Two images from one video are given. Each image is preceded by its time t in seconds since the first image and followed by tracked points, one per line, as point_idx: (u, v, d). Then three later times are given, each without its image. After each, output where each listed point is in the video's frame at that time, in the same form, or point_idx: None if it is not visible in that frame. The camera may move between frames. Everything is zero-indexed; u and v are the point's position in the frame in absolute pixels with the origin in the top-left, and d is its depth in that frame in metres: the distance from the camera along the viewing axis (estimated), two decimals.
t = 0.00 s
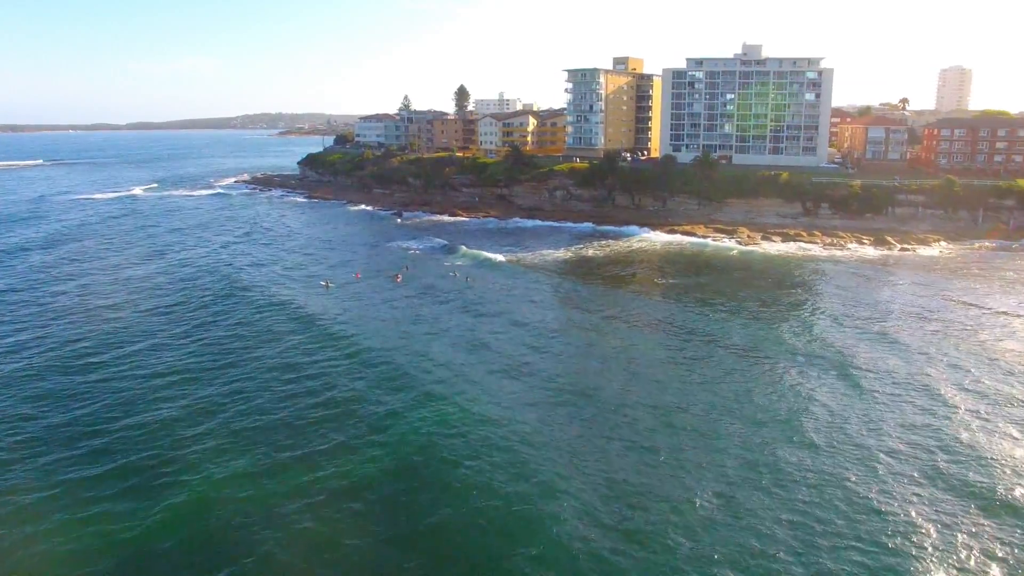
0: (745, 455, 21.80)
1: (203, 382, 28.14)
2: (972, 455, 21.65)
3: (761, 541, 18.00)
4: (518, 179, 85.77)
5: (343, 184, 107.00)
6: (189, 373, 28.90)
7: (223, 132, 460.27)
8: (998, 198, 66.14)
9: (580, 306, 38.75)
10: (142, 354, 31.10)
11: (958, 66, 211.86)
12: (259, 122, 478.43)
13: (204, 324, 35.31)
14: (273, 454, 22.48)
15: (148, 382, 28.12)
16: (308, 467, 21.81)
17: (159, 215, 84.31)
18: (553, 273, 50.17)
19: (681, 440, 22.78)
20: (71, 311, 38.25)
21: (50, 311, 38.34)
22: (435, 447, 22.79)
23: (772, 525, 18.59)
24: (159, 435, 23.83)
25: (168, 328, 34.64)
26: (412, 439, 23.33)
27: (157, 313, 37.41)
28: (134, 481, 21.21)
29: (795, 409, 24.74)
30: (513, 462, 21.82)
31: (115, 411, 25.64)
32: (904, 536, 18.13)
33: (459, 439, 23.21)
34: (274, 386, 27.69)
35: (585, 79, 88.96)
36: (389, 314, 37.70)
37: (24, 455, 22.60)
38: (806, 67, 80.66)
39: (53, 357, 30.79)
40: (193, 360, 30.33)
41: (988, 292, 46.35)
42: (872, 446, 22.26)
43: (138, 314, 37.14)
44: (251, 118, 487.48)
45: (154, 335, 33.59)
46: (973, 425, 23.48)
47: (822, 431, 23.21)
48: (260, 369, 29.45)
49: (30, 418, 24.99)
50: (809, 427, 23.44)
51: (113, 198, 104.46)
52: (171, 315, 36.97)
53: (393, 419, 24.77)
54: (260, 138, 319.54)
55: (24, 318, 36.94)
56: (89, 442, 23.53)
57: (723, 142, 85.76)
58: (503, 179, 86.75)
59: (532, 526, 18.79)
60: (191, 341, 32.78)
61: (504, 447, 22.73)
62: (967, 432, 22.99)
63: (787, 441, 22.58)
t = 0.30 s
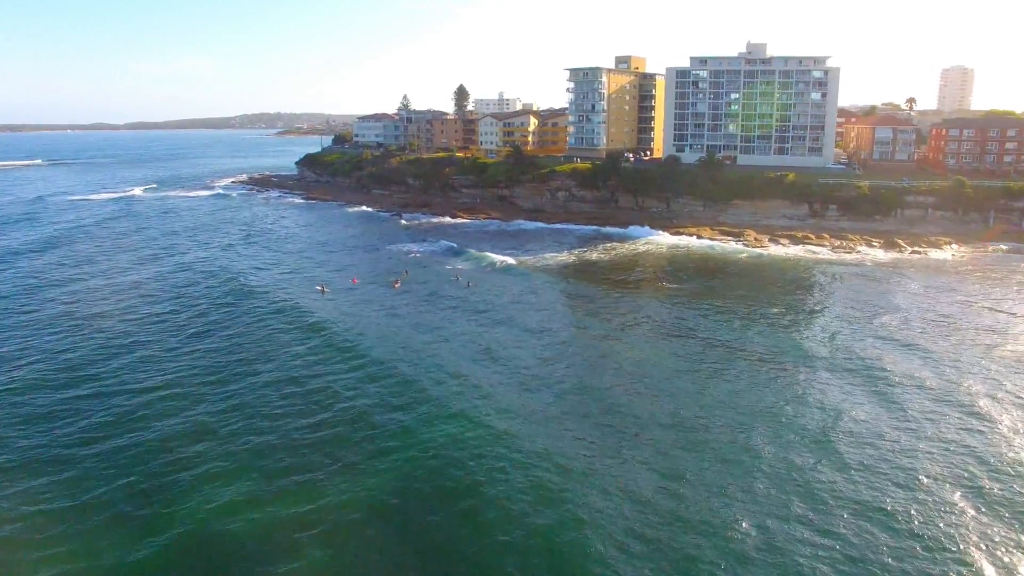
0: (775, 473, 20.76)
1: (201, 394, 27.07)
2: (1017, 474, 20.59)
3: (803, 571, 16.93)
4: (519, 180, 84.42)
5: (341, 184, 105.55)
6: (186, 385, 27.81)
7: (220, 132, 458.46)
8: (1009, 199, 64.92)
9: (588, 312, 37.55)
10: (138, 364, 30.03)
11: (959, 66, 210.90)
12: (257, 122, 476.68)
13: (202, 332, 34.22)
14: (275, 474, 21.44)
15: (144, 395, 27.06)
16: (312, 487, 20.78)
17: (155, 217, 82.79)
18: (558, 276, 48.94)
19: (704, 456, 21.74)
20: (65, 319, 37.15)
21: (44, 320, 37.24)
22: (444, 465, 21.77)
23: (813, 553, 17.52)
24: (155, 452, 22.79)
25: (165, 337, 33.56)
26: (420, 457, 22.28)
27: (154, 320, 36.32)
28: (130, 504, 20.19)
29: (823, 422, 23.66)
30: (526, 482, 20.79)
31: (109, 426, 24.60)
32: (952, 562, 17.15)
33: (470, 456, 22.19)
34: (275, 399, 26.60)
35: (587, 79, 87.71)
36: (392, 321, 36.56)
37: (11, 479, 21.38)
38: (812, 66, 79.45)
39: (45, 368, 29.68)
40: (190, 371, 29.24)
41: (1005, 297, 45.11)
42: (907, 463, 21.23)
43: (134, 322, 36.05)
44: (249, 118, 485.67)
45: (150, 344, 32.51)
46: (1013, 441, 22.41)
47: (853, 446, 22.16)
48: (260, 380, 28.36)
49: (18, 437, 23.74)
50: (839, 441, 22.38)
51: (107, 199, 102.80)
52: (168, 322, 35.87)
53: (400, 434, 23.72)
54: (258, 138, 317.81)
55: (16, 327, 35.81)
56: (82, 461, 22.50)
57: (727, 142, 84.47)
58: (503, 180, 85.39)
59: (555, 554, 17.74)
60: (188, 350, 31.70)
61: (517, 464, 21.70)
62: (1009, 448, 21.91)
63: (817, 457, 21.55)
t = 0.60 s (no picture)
0: (814, 499, 19.50)
1: (196, 410, 25.76)
2: None
3: None
4: (520, 181, 83.04)
5: (340, 185, 104.07)
6: (180, 400, 26.49)
7: (219, 131, 456.90)
8: (1021, 201, 63.65)
9: (597, 319, 36.17)
10: (130, 376, 28.68)
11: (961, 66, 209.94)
12: (255, 122, 475.00)
13: (197, 339, 32.82)
14: (276, 500, 20.22)
15: (137, 411, 25.72)
16: (315, 516, 19.47)
17: (149, 218, 81.24)
18: (564, 280, 47.56)
19: (735, 479, 20.45)
20: (54, 322, 35.72)
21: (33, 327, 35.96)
22: (454, 492, 20.48)
23: None
24: (149, 478, 21.51)
25: (159, 344, 32.18)
26: (428, 482, 21.00)
27: (147, 325, 34.91)
28: (122, 536, 18.90)
29: (860, 441, 22.39)
30: (544, 510, 19.48)
31: (99, 446, 23.30)
32: None
33: (482, 478, 21.05)
34: (274, 415, 25.28)
35: (589, 77, 86.42)
36: (395, 328, 35.17)
37: None
38: (819, 64, 78.19)
39: (33, 380, 28.42)
40: (185, 384, 27.89)
41: None
42: (951, 484, 20.13)
43: (127, 327, 34.63)
44: (247, 118, 484.03)
45: (142, 353, 31.16)
46: None
47: (894, 468, 20.91)
48: (259, 394, 27.03)
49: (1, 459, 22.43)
50: (879, 463, 21.13)
51: (102, 200, 101.18)
52: (162, 328, 34.47)
53: (406, 455, 22.50)
54: (256, 138, 316.42)
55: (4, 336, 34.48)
56: (70, 484, 21.18)
57: (732, 142, 83.13)
58: (505, 181, 84.00)
59: None
60: (183, 360, 30.33)
61: (533, 490, 20.40)
62: None
63: (858, 481, 20.31)
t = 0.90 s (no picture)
0: (853, 528, 18.27)
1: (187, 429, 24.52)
2: None
3: None
4: (522, 182, 81.74)
5: (339, 186, 102.72)
6: (172, 417, 25.28)
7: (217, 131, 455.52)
8: None
9: (607, 327, 34.84)
10: (119, 390, 27.41)
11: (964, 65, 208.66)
12: (253, 122, 473.49)
13: (191, 350, 31.55)
14: (273, 530, 19.04)
15: (125, 430, 24.44)
16: (312, 552, 18.21)
17: (144, 220, 79.90)
18: (569, 284, 46.22)
19: (767, 506, 19.16)
20: (42, 330, 34.44)
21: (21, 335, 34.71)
22: (461, 523, 19.18)
23: None
24: (135, 508, 20.20)
25: (148, 356, 30.84)
26: (435, 510, 19.76)
27: (138, 334, 33.62)
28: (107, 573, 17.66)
29: (898, 463, 21.10)
30: (558, 546, 18.17)
31: (85, 471, 22.05)
32: None
33: (492, 505, 19.87)
34: (270, 435, 23.98)
35: (592, 77, 85.16)
36: (395, 335, 33.84)
37: None
38: (825, 63, 76.94)
39: (18, 394, 27.17)
40: (176, 399, 26.61)
41: None
42: (996, 510, 18.96)
43: (116, 336, 33.34)
44: (246, 118, 482.68)
45: (133, 365, 29.88)
46: None
47: (937, 493, 19.69)
48: (254, 411, 25.75)
49: None
50: (922, 488, 19.85)
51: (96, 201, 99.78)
52: (154, 337, 33.19)
53: (412, 477, 21.33)
54: (256, 138, 315.26)
55: None
56: (54, 513, 19.95)
57: (737, 143, 81.79)
58: (506, 182, 82.69)
59: None
60: (175, 373, 29.05)
61: (544, 521, 19.12)
62: None
63: (899, 507, 19.07)
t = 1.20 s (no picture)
0: (898, 558, 17.04)
1: (178, 444, 23.27)
2: None
3: None
4: (523, 178, 80.34)
5: (337, 183, 101.25)
6: (164, 431, 24.03)
7: (215, 127, 453.41)
8: None
9: (616, 330, 33.53)
10: (108, 402, 26.14)
11: (967, 61, 207.33)
12: (252, 119, 472.21)
13: (183, 357, 30.26)
14: (271, 561, 17.82)
15: (113, 445, 23.21)
16: None
17: (138, 217, 78.47)
18: (574, 284, 44.85)
19: (803, 531, 18.03)
20: (29, 335, 33.18)
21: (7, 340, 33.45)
22: (473, 551, 17.97)
23: None
24: (122, 533, 18.99)
25: (139, 364, 29.59)
26: (443, 536, 18.56)
27: (129, 340, 32.34)
28: None
29: (940, 481, 20.00)
30: None
31: (69, 491, 20.82)
32: None
33: (504, 531, 18.70)
34: (266, 451, 22.75)
35: (594, 72, 83.80)
36: (396, 340, 32.52)
37: None
38: (833, 58, 75.55)
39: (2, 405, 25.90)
40: (166, 411, 25.36)
41: None
42: None
43: (106, 342, 32.07)
44: (245, 115, 481.22)
45: (123, 373, 28.63)
46: None
47: (985, 517, 18.43)
48: (249, 424, 24.50)
49: None
50: (968, 510, 18.69)
51: (90, 199, 98.28)
52: (145, 343, 31.91)
53: (418, 498, 20.14)
54: (253, 134, 313.20)
55: None
56: (37, 539, 18.74)
57: (742, 139, 80.32)
58: (507, 179, 81.28)
59: None
60: (167, 382, 27.77)
61: (560, 551, 17.90)
62: None
63: (947, 534, 17.86)
